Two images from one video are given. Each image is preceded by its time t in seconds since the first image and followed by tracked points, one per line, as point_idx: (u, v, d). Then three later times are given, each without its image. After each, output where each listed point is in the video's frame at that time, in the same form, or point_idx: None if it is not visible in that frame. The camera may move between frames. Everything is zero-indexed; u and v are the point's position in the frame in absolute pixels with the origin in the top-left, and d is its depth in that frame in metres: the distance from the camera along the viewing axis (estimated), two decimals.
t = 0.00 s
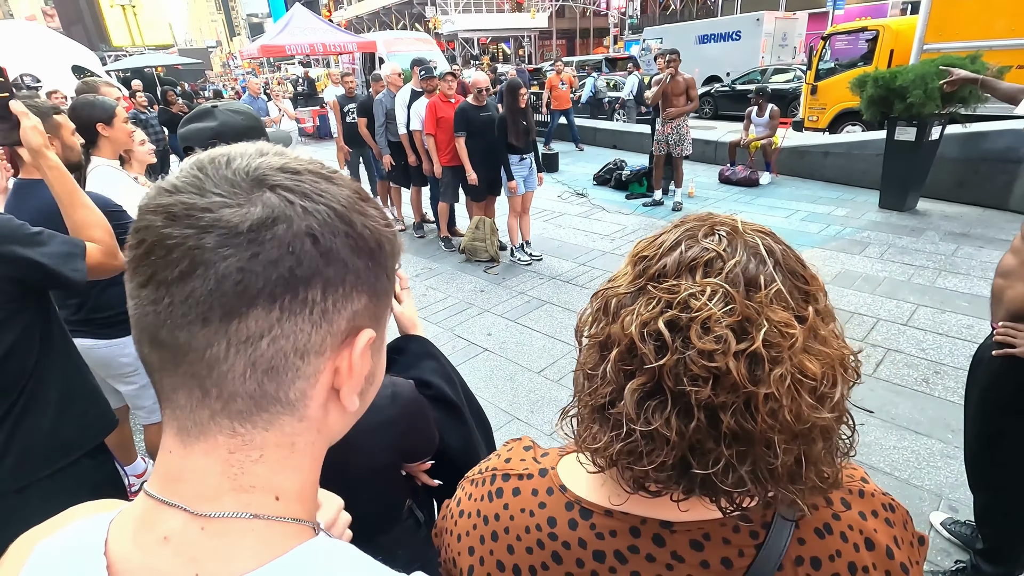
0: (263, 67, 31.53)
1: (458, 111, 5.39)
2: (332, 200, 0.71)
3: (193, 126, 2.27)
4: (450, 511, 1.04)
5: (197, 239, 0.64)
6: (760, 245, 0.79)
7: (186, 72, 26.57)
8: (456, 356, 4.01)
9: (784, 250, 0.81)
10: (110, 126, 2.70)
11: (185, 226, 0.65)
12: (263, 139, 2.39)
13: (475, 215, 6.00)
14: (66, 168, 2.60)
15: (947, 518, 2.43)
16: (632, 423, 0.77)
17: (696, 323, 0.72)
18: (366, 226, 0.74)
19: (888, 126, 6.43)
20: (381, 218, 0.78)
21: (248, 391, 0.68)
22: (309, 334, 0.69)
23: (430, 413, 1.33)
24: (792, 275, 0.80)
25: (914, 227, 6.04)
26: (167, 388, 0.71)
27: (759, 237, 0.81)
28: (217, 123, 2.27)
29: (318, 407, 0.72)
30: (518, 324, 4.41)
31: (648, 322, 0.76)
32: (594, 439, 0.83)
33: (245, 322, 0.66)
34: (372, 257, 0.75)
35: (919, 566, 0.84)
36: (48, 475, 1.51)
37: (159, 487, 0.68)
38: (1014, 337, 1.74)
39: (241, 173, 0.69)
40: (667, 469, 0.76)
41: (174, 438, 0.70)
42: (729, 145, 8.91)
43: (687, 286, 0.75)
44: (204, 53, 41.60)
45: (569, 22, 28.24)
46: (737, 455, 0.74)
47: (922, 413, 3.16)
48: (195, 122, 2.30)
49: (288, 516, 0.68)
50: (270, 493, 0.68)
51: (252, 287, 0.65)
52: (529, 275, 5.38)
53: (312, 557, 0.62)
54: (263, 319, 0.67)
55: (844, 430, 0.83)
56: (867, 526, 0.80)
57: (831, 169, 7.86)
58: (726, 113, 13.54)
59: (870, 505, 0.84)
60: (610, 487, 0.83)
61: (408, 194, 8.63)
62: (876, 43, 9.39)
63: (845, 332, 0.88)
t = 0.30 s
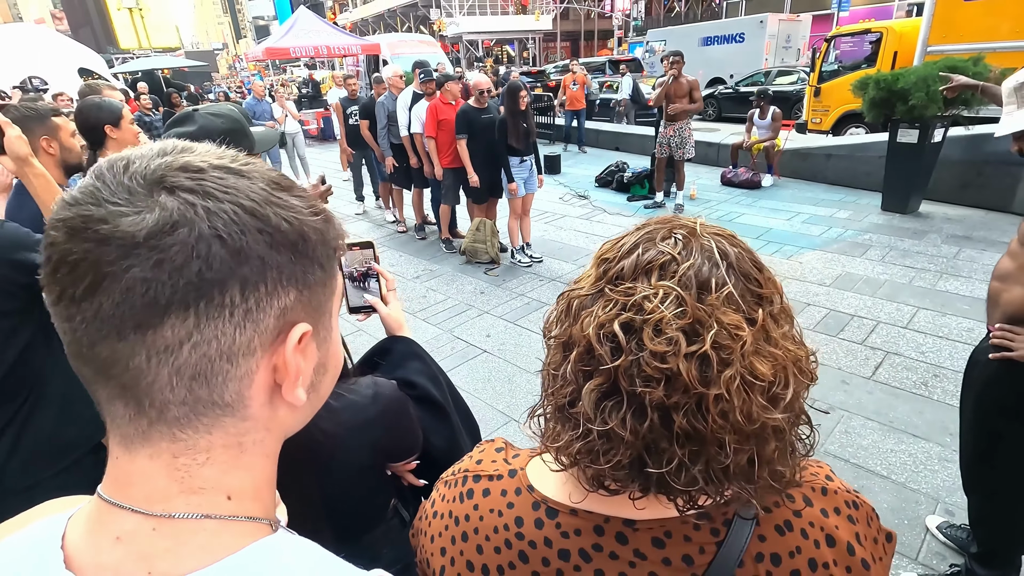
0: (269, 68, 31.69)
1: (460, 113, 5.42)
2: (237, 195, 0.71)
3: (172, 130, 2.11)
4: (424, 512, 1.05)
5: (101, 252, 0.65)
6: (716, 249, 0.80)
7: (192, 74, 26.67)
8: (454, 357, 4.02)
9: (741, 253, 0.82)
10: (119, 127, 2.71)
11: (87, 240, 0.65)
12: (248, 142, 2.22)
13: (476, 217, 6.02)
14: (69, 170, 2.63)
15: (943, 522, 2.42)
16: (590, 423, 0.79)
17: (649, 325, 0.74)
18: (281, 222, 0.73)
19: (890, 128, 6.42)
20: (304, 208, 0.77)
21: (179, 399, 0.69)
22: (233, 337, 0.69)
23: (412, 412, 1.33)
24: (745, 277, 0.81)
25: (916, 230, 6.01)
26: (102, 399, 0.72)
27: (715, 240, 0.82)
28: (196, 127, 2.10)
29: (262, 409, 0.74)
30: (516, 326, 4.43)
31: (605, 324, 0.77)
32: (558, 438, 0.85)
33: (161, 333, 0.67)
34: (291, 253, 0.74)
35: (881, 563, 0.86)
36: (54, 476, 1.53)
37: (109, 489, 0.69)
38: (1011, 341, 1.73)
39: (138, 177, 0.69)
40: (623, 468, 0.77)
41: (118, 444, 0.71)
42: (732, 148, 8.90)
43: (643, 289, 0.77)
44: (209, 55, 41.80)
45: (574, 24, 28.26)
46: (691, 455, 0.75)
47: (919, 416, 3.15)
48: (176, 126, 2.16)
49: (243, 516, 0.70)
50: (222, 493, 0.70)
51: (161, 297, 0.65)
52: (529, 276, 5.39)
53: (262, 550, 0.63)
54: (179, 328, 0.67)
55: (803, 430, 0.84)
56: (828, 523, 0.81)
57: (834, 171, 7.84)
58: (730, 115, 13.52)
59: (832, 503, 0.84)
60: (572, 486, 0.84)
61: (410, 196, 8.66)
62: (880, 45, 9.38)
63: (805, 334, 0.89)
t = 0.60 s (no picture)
0: (275, 71, 31.94)
1: (465, 115, 5.45)
2: (211, 201, 0.69)
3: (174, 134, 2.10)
4: (429, 508, 1.06)
5: (79, 278, 0.65)
6: (716, 248, 0.81)
7: (199, 76, 26.82)
8: (459, 359, 4.03)
9: (742, 253, 0.83)
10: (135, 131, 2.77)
11: (65, 264, 0.65)
12: (248, 143, 2.19)
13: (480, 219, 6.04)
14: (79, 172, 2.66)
15: (948, 524, 2.41)
16: (594, 418, 0.80)
17: (650, 323, 0.75)
18: (264, 224, 0.72)
19: (896, 130, 6.40)
20: (286, 208, 0.77)
21: (184, 410, 0.70)
22: (229, 344, 0.70)
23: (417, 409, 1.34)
24: (744, 277, 0.82)
25: (921, 232, 5.99)
26: (109, 415, 0.73)
27: (715, 239, 0.83)
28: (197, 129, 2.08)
29: (268, 409, 0.75)
30: (520, 327, 4.44)
31: (607, 322, 0.79)
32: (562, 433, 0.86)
33: (156, 348, 0.67)
34: (278, 253, 0.73)
35: (881, 558, 0.86)
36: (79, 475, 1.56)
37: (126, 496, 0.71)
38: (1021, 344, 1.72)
39: (105, 193, 0.68)
40: (623, 461, 0.79)
41: (128, 454, 0.73)
42: (736, 150, 8.90)
43: (644, 288, 0.78)
44: (215, 57, 42.06)
45: (578, 26, 28.32)
46: (690, 449, 0.77)
47: (924, 418, 3.14)
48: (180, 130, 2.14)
49: (256, 514, 0.72)
50: (235, 493, 0.72)
51: (150, 315, 0.66)
52: (533, 278, 5.41)
53: (276, 548, 0.65)
54: (173, 343, 0.67)
55: (801, 426, 0.86)
56: (827, 517, 0.82)
57: (839, 173, 7.82)
58: (734, 117, 13.51)
59: (832, 498, 0.85)
60: (575, 479, 0.86)
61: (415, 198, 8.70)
62: (885, 47, 9.37)
63: (804, 332, 0.91)
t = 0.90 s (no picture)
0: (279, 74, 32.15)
1: (470, 117, 5.45)
2: (253, 202, 0.68)
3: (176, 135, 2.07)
4: (441, 507, 1.05)
5: (128, 287, 0.64)
6: (739, 245, 0.81)
7: (205, 78, 26.97)
8: (464, 360, 4.03)
9: (764, 249, 0.83)
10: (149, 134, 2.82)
11: (112, 272, 0.64)
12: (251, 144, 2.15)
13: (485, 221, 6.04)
14: (87, 172, 2.67)
15: (957, 529, 2.38)
16: (611, 416, 0.79)
17: (671, 320, 0.74)
18: (307, 224, 0.71)
19: (902, 132, 6.37)
20: (326, 206, 0.76)
21: (232, 411, 0.70)
22: (277, 345, 0.70)
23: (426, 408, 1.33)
24: (767, 274, 0.81)
25: (929, 234, 5.96)
26: (152, 419, 0.72)
27: (736, 236, 0.82)
28: (200, 130, 2.05)
29: (310, 406, 0.75)
30: (525, 329, 4.43)
31: (627, 318, 0.78)
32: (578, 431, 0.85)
33: (205, 353, 0.67)
34: (319, 252, 0.73)
35: (901, 561, 0.85)
36: (93, 474, 1.57)
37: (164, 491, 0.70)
38: None
39: (147, 198, 0.66)
40: (640, 461, 0.78)
41: (170, 451, 0.72)
42: (741, 152, 8.87)
43: (665, 285, 0.77)
44: (220, 60, 42.29)
45: (581, 30, 28.35)
46: (710, 448, 0.76)
47: (934, 422, 3.12)
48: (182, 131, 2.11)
49: (296, 508, 0.71)
50: (277, 488, 0.71)
51: (200, 321, 0.65)
52: (538, 280, 5.40)
53: (320, 540, 0.64)
54: (222, 347, 0.67)
55: (824, 427, 0.84)
56: (847, 519, 0.81)
57: (845, 176, 7.79)
58: (739, 119, 13.49)
59: (851, 500, 0.84)
60: (591, 478, 0.85)
61: (419, 199, 8.71)
62: (891, 49, 9.34)
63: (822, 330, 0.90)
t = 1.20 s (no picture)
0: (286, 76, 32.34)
1: (474, 119, 5.45)
2: (207, 209, 0.66)
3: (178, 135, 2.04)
4: (447, 511, 1.04)
5: (72, 300, 0.62)
6: (757, 248, 0.79)
7: (211, 81, 27.11)
8: (467, 362, 4.02)
9: (782, 254, 0.81)
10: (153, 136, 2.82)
11: (57, 284, 0.62)
12: (251, 145, 2.09)
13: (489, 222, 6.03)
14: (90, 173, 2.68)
15: (966, 535, 2.35)
16: (624, 422, 0.78)
17: (688, 324, 0.72)
18: (266, 232, 0.69)
19: (909, 134, 6.32)
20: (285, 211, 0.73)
21: (191, 426, 0.68)
22: (235, 358, 0.68)
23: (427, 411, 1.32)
24: (786, 278, 0.79)
25: (935, 237, 5.91)
26: (111, 436, 0.70)
27: (754, 239, 0.80)
28: (199, 130, 2.01)
29: (275, 418, 0.73)
30: (529, 331, 4.41)
31: (641, 322, 0.76)
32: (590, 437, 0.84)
33: (158, 368, 0.65)
34: (280, 260, 0.70)
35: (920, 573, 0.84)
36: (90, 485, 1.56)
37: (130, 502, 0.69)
38: None
39: (94, 207, 0.64)
40: (656, 469, 0.76)
41: (130, 465, 0.70)
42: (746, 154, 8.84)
43: (682, 288, 0.75)
44: (226, 63, 42.49)
45: (587, 31, 28.38)
46: (727, 457, 0.74)
47: (941, 426, 3.08)
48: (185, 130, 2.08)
49: (268, 515, 0.71)
50: (247, 497, 0.71)
51: (151, 334, 0.63)
52: (542, 281, 5.39)
53: (295, 543, 0.64)
54: (176, 362, 0.65)
55: (842, 436, 0.83)
56: (865, 530, 0.80)
57: (850, 178, 7.75)
58: (744, 121, 13.45)
59: (869, 510, 0.83)
60: (603, 486, 0.83)
61: (423, 201, 8.72)
62: (898, 51, 9.29)
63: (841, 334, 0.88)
